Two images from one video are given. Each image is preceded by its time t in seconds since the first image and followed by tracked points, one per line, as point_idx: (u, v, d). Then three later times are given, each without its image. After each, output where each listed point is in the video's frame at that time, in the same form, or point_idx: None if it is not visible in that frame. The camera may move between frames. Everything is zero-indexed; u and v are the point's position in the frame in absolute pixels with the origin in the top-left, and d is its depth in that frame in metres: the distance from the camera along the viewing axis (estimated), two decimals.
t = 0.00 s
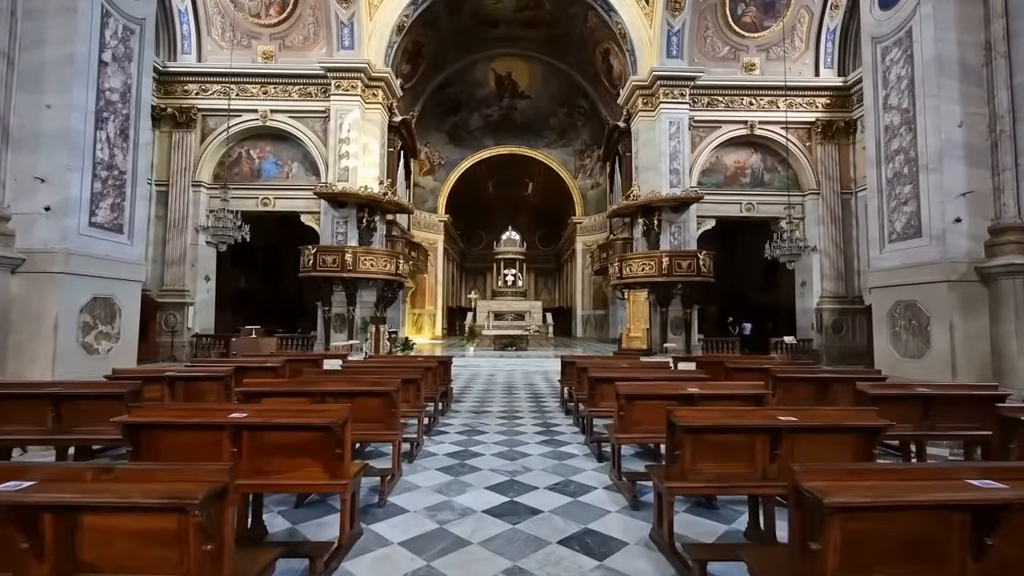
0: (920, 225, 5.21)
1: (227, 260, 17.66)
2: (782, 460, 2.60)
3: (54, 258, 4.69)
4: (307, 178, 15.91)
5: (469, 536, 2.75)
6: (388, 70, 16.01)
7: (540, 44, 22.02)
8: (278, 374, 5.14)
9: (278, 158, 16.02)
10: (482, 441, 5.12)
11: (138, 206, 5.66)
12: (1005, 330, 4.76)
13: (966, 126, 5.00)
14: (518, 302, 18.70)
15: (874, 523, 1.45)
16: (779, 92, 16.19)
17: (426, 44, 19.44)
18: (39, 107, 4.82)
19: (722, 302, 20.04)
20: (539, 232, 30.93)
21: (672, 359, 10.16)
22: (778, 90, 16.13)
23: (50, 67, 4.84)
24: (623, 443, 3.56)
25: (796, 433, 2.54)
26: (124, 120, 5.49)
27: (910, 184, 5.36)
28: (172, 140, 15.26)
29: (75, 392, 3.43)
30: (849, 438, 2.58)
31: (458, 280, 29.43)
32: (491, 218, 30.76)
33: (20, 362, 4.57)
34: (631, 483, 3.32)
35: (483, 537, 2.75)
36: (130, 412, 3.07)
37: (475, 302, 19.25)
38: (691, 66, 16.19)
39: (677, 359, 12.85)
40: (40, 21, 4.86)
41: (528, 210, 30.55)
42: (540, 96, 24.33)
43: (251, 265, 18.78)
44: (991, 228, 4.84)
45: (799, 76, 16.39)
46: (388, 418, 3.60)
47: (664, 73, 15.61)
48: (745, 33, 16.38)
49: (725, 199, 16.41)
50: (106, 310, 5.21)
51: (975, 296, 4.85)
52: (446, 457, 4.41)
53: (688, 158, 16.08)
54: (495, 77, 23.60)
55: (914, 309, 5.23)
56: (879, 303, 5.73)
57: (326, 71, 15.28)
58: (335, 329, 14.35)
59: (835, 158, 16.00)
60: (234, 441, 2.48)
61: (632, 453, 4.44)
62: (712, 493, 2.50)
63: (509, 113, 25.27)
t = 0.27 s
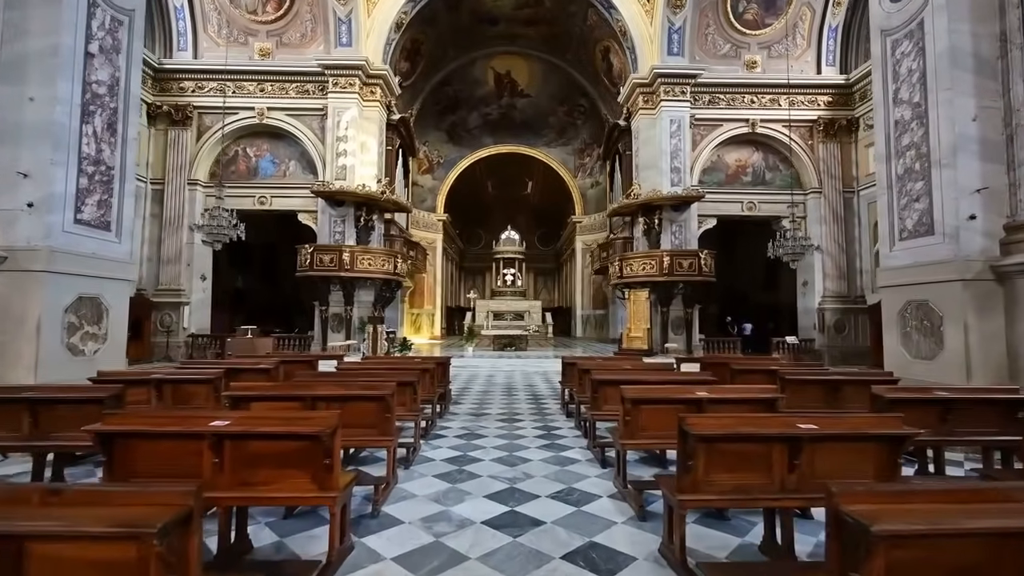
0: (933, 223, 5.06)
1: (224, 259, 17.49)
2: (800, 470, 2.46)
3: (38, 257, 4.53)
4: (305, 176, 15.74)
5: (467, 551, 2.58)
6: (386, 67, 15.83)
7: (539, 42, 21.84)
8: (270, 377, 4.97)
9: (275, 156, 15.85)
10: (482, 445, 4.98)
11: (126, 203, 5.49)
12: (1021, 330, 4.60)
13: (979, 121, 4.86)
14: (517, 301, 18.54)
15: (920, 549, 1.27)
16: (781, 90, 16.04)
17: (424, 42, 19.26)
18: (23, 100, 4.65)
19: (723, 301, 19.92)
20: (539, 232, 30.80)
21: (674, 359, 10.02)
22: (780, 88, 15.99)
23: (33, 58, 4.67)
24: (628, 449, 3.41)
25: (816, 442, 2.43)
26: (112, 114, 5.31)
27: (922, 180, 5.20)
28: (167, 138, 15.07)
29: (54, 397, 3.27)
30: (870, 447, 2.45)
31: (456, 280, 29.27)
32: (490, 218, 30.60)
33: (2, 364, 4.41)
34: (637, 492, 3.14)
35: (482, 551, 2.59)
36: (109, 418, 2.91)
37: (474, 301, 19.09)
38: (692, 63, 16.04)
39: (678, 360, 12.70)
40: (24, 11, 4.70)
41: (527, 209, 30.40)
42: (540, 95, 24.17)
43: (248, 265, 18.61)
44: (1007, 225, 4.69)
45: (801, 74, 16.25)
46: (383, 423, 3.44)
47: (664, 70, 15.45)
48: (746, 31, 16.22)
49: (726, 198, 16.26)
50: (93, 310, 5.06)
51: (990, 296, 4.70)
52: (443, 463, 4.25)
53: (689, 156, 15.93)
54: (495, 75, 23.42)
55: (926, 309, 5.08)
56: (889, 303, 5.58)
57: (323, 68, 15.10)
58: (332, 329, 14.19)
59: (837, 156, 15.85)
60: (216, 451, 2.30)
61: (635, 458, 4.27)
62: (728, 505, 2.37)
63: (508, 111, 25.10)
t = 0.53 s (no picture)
0: (947, 220, 4.90)
1: (221, 259, 17.33)
2: (821, 480, 2.15)
3: (18, 254, 4.36)
4: (302, 175, 15.57)
5: (462, 566, 2.41)
6: (384, 65, 15.65)
7: (539, 40, 21.72)
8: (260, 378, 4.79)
9: (273, 154, 15.68)
10: (479, 449, 4.80)
11: (114, 199, 5.32)
12: None
13: (995, 113, 4.69)
14: (517, 301, 18.37)
15: None
16: (783, 87, 15.88)
17: (423, 39, 19.08)
18: (4, 91, 4.49)
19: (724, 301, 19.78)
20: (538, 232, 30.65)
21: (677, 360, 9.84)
22: (782, 86, 15.83)
23: (15, 48, 4.51)
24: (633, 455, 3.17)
25: (839, 449, 2.13)
26: (100, 107, 5.15)
27: (934, 175, 5.04)
28: (163, 137, 14.89)
29: (25, 400, 3.09)
30: (895, 456, 2.16)
31: (456, 280, 29.13)
32: (490, 217, 30.45)
33: None
34: (644, 501, 2.96)
35: (479, 565, 2.42)
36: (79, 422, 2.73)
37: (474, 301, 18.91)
38: (693, 61, 15.86)
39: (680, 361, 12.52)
40: None
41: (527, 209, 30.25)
42: (539, 94, 23.99)
43: (245, 264, 18.45)
44: None
45: (803, 71, 16.07)
46: (377, 428, 3.27)
47: (665, 68, 15.29)
48: (748, 28, 16.05)
49: (728, 197, 16.10)
50: (78, 309, 4.89)
51: (1006, 294, 4.53)
52: (439, 468, 4.07)
53: (691, 154, 15.76)
54: (494, 74, 23.25)
55: (939, 308, 4.92)
56: (900, 302, 5.42)
57: (320, 65, 14.92)
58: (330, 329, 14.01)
59: (840, 155, 15.67)
60: (192, 460, 2.13)
61: (640, 463, 4.11)
62: (741, 520, 2.07)
63: (507, 110, 24.93)
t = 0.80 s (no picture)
0: (961, 217, 4.73)
1: (219, 258, 17.20)
2: (845, 493, 1.99)
3: None
4: (299, 173, 15.40)
5: None
6: (383, 63, 15.49)
7: (539, 38, 21.58)
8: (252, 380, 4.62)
9: (270, 153, 15.51)
10: (478, 453, 4.65)
11: (100, 195, 5.16)
12: None
13: (1012, 106, 4.53)
14: (517, 301, 18.20)
15: None
16: (784, 85, 15.73)
17: (422, 37, 18.90)
18: None
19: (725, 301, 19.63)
20: (538, 231, 30.52)
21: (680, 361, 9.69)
22: (784, 84, 15.68)
23: None
24: (639, 463, 3.00)
25: (865, 461, 1.95)
26: (86, 100, 4.98)
27: (948, 170, 4.88)
28: (160, 135, 14.71)
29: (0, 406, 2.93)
30: (926, 466, 2.00)
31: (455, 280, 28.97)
32: (489, 217, 30.28)
33: None
34: (651, 512, 2.80)
35: None
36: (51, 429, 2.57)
37: (473, 301, 18.75)
38: (695, 59, 15.70)
39: (682, 361, 12.35)
40: None
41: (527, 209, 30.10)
42: (539, 92, 23.82)
43: (243, 264, 18.28)
44: None
45: (805, 69, 15.92)
46: (369, 433, 3.11)
47: (667, 66, 15.11)
48: (750, 25, 15.89)
49: (730, 196, 15.95)
50: (64, 309, 4.73)
51: None
52: (435, 474, 3.91)
53: (692, 153, 15.59)
54: (494, 72, 23.08)
55: (954, 308, 4.76)
56: (912, 301, 5.25)
57: (318, 63, 14.75)
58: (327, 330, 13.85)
59: (843, 153, 15.50)
60: (165, 471, 1.97)
61: (644, 469, 3.95)
62: (757, 537, 1.91)
63: (507, 109, 24.76)
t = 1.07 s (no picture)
0: (978, 213, 4.60)
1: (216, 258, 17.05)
2: (874, 507, 1.84)
3: None
4: (297, 172, 15.24)
5: None
6: (381, 60, 15.34)
7: (539, 36, 21.46)
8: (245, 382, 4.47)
9: (267, 151, 15.35)
10: (477, 457, 4.49)
11: (88, 191, 5.00)
12: None
13: None
14: (517, 301, 18.04)
15: None
16: (787, 83, 15.59)
17: (421, 35, 18.75)
18: None
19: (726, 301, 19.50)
20: (538, 231, 30.38)
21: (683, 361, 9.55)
22: (786, 81, 15.54)
23: None
24: (646, 470, 2.85)
25: (897, 473, 1.81)
26: (73, 93, 4.82)
27: (963, 165, 4.75)
28: (156, 133, 14.55)
29: None
30: (962, 478, 1.85)
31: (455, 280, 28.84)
32: (489, 217, 30.15)
33: None
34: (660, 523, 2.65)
35: None
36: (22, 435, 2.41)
37: (472, 301, 18.58)
38: (697, 56, 15.55)
39: (684, 362, 12.20)
40: None
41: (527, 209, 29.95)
42: (539, 91, 23.68)
43: (240, 264, 18.13)
44: None
45: (808, 66, 15.77)
46: (361, 439, 2.96)
47: (668, 63, 14.96)
48: (752, 22, 15.75)
49: (732, 194, 15.80)
50: (49, 308, 4.57)
51: None
52: (433, 480, 3.76)
53: (693, 151, 15.44)
54: (493, 71, 22.93)
55: (969, 307, 4.62)
56: (924, 300, 5.11)
57: (316, 60, 14.60)
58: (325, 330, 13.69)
59: (846, 151, 15.35)
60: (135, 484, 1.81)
61: (650, 474, 3.81)
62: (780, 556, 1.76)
63: (507, 108, 24.62)
